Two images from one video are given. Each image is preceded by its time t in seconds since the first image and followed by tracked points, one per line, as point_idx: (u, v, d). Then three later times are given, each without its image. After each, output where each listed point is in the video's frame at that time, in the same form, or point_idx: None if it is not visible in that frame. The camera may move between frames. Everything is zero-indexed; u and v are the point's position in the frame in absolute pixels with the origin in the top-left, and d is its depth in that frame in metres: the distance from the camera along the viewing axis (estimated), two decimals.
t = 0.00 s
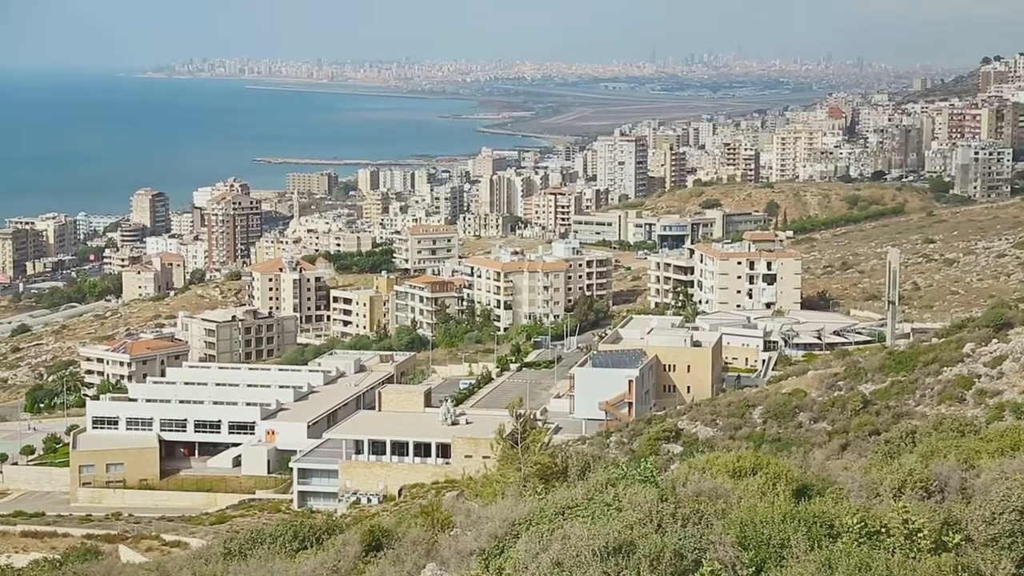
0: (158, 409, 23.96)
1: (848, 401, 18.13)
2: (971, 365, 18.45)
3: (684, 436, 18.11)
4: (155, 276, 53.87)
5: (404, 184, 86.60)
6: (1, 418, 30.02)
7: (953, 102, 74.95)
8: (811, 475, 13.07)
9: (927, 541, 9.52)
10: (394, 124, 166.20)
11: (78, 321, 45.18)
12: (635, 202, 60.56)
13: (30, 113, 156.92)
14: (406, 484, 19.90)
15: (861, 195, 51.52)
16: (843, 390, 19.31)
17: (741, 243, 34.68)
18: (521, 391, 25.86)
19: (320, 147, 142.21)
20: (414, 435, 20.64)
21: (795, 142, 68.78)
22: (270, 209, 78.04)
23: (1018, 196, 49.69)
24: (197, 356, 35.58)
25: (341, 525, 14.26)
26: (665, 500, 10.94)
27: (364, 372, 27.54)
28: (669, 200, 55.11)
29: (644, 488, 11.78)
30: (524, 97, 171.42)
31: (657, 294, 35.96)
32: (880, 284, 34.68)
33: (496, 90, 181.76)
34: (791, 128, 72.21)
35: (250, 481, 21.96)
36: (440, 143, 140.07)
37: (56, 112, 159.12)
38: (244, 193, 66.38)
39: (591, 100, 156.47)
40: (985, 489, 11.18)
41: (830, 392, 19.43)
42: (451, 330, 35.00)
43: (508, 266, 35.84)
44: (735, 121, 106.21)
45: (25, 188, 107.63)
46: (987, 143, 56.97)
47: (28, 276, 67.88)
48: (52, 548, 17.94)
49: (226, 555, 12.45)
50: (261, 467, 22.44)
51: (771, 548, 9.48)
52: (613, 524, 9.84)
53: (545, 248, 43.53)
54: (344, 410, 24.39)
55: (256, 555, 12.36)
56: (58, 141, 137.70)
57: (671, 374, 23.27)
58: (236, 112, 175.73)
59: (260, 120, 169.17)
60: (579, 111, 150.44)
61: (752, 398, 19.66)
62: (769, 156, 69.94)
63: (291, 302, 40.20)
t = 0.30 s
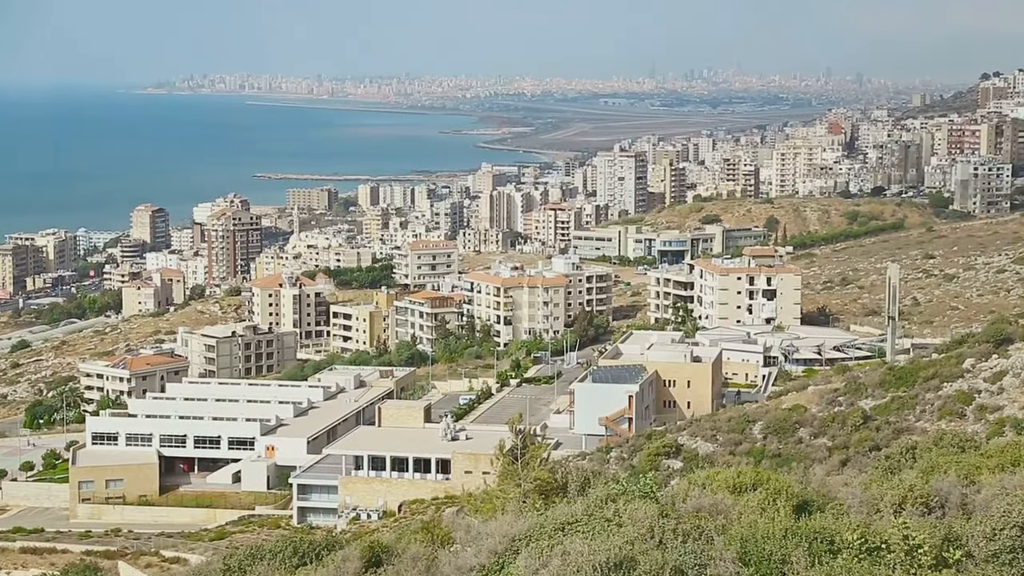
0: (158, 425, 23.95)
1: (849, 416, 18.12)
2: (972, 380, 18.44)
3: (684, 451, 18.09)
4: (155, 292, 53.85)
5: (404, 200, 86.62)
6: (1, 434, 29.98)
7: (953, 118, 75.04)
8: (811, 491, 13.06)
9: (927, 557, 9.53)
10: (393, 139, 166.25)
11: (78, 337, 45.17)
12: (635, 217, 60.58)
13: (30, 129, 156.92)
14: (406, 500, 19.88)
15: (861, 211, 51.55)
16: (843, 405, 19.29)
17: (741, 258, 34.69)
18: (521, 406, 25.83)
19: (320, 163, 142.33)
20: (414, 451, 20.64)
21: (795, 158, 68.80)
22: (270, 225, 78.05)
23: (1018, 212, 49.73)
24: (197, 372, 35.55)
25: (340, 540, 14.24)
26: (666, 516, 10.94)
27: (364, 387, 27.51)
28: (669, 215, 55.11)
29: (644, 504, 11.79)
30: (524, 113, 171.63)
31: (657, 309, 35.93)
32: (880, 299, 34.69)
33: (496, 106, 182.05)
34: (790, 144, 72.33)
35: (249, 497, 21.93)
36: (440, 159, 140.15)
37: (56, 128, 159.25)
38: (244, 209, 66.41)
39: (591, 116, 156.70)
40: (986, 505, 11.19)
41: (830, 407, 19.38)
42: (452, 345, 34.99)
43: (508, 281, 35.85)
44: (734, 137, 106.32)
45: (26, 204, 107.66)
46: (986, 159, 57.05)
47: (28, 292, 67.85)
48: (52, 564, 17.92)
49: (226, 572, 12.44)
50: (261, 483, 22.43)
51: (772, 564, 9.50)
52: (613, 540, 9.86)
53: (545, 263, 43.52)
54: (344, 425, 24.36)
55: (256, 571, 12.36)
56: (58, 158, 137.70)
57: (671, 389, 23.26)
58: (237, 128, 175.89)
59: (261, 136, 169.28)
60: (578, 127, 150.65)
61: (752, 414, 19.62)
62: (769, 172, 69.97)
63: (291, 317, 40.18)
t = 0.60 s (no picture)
0: (158, 441, 23.91)
1: (849, 433, 18.10)
2: (972, 396, 18.43)
3: (684, 468, 18.05)
4: (155, 309, 53.84)
5: (404, 216, 86.66)
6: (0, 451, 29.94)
7: (952, 134, 75.14)
8: (811, 507, 13.07)
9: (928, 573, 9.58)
10: (393, 156, 166.42)
11: (78, 354, 45.12)
12: (635, 234, 60.64)
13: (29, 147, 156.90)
14: (405, 517, 19.85)
15: (861, 227, 51.59)
16: (844, 422, 19.26)
17: (741, 274, 34.70)
18: (521, 423, 25.78)
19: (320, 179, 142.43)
20: (414, 467, 20.60)
21: (795, 174, 68.82)
22: (270, 241, 78.05)
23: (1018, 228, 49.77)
24: (197, 389, 35.51)
25: (339, 556, 14.21)
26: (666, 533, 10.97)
27: (364, 404, 27.48)
28: (669, 232, 55.10)
29: (644, 521, 11.80)
30: (524, 130, 171.85)
31: (657, 325, 35.91)
32: (880, 316, 34.69)
33: (496, 123, 182.42)
34: (790, 160, 72.38)
35: (249, 514, 21.90)
36: (440, 175, 140.23)
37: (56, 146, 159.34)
38: (244, 225, 66.45)
39: (591, 133, 156.98)
40: (986, 522, 11.22)
41: (830, 424, 19.33)
42: (451, 361, 34.97)
43: (508, 297, 35.87)
44: (733, 153, 106.43)
45: (26, 221, 107.68)
46: (985, 175, 57.15)
47: (28, 309, 67.82)
48: None
49: None
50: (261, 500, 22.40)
51: None
52: (614, 558, 9.90)
53: (545, 279, 43.51)
54: (344, 442, 24.33)
55: None
56: (57, 174, 137.68)
57: (671, 406, 23.24)
58: (237, 145, 175.93)
59: (261, 153, 169.40)
60: (578, 143, 150.86)
61: (753, 430, 19.57)
62: (768, 188, 70.01)
63: (291, 334, 40.14)
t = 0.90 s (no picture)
0: (158, 456, 23.87)
1: (849, 447, 18.08)
2: (973, 411, 18.41)
3: (684, 483, 18.01)
4: (155, 323, 53.85)
5: (404, 231, 86.69)
6: None
7: (951, 150, 75.23)
8: (812, 521, 13.07)
9: None
10: (393, 170, 166.59)
11: (78, 368, 45.13)
12: (635, 248, 60.70)
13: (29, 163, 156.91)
14: (405, 532, 19.83)
15: (861, 242, 51.62)
16: (844, 437, 19.21)
17: (741, 289, 34.68)
18: (521, 438, 25.77)
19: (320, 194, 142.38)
20: (414, 482, 20.56)
21: (795, 189, 68.87)
22: (270, 256, 78.09)
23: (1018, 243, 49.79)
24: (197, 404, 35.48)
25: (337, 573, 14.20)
26: (666, 547, 10.99)
27: (364, 419, 27.45)
28: (669, 246, 55.11)
29: (645, 535, 11.82)
30: (524, 145, 172.02)
31: (657, 339, 35.89)
32: (880, 330, 34.68)
33: (495, 138, 182.70)
34: (790, 175, 72.42)
35: (248, 530, 21.89)
36: (441, 190, 140.24)
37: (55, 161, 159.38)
38: (244, 240, 66.49)
39: (590, 148, 157.19)
40: (986, 539, 11.23)
41: (830, 438, 19.30)
42: (451, 376, 34.94)
43: (508, 312, 35.87)
44: (733, 168, 106.52)
45: (26, 236, 107.70)
46: (984, 190, 57.20)
47: (28, 324, 67.80)
48: None
49: None
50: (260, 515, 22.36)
51: None
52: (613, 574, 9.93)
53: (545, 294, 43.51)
54: (344, 457, 24.30)
55: None
56: (57, 190, 137.69)
57: (671, 421, 23.22)
58: (237, 160, 175.99)
59: (260, 168, 169.34)
60: (578, 158, 151.07)
61: (753, 445, 19.53)
62: (769, 203, 70.04)
63: (291, 348, 40.10)
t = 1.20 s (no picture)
0: (157, 474, 23.82)
1: (850, 465, 18.06)
2: (973, 429, 18.40)
3: (685, 500, 17.99)
4: (155, 341, 53.85)
5: (403, 248, 86.72)
6: None
7: (951, 167, 75.32)
8: (813, 539, 13.06)
9: None
10: (393, 188, 166.76)
11: (77, 386, 45.09)
12: (634, 265, 60.76)
13: (29, 180, 156.91)
14: (405, 550, 19.79)
15: (861, 259, 51.66)
16: (845, 454, 19.18)
17: (741, 306, 34.67)
18: (521, 455, 25.73)
19: (320, 211, 142.36)
20: (413, 499, 20.51)
21: (795, 207, 68.94)
22: (270, 273, 78.10)
23: (1018, 260, 49.82)
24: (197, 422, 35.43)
25: None
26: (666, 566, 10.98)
27: (364, 436, 27.41)
28: (669, 263, 55.15)
29: (645, 554, 11.81)
30: (524, 162, 172.20)
31: (657, 357, 35.86)
32: (880, 348, 34.68)
33: (495, 155, 183.01)
34: (789, 193, 72.44)
35: (248, 547, 21.91)
36: (441, 207, 140.27)
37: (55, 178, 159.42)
38: (245, 257, 66.49)
39: (590, 165, 157.40)
40: (987, 557, 11.24)
41: (831, 456, 19.24)
42: (451, 393, 34.91)
43: (508, 329, 35.88)
44: (733, 185, 106.59)
45: (25, 254, 107.67)
46: (984, 208, 57.28)
47: (27, 341, 67.78)
48: None
49: None
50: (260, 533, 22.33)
51: None
52: None
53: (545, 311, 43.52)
54: (344, 474, 24.26)
55: None
56: (57, 207, 137.73)
57: (672, 438, 23.18)
58: (238, 177, 176.10)
59: (260, 185, 169.43)
60: (578, 176, 151.23)
61: (753, 462, 19.48)
62: (768, 221, 70.08)
63: (291, 365, 40.06)
